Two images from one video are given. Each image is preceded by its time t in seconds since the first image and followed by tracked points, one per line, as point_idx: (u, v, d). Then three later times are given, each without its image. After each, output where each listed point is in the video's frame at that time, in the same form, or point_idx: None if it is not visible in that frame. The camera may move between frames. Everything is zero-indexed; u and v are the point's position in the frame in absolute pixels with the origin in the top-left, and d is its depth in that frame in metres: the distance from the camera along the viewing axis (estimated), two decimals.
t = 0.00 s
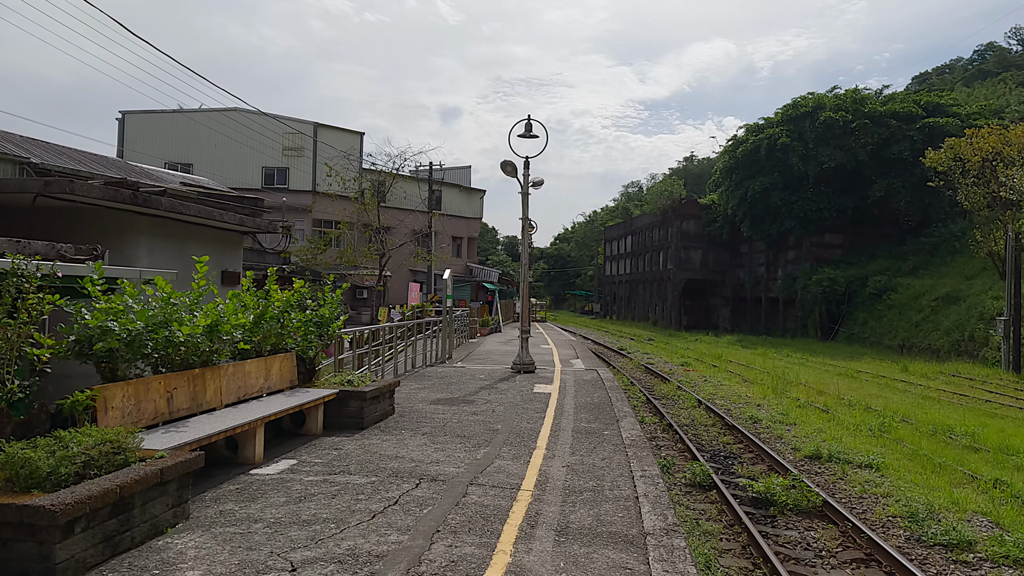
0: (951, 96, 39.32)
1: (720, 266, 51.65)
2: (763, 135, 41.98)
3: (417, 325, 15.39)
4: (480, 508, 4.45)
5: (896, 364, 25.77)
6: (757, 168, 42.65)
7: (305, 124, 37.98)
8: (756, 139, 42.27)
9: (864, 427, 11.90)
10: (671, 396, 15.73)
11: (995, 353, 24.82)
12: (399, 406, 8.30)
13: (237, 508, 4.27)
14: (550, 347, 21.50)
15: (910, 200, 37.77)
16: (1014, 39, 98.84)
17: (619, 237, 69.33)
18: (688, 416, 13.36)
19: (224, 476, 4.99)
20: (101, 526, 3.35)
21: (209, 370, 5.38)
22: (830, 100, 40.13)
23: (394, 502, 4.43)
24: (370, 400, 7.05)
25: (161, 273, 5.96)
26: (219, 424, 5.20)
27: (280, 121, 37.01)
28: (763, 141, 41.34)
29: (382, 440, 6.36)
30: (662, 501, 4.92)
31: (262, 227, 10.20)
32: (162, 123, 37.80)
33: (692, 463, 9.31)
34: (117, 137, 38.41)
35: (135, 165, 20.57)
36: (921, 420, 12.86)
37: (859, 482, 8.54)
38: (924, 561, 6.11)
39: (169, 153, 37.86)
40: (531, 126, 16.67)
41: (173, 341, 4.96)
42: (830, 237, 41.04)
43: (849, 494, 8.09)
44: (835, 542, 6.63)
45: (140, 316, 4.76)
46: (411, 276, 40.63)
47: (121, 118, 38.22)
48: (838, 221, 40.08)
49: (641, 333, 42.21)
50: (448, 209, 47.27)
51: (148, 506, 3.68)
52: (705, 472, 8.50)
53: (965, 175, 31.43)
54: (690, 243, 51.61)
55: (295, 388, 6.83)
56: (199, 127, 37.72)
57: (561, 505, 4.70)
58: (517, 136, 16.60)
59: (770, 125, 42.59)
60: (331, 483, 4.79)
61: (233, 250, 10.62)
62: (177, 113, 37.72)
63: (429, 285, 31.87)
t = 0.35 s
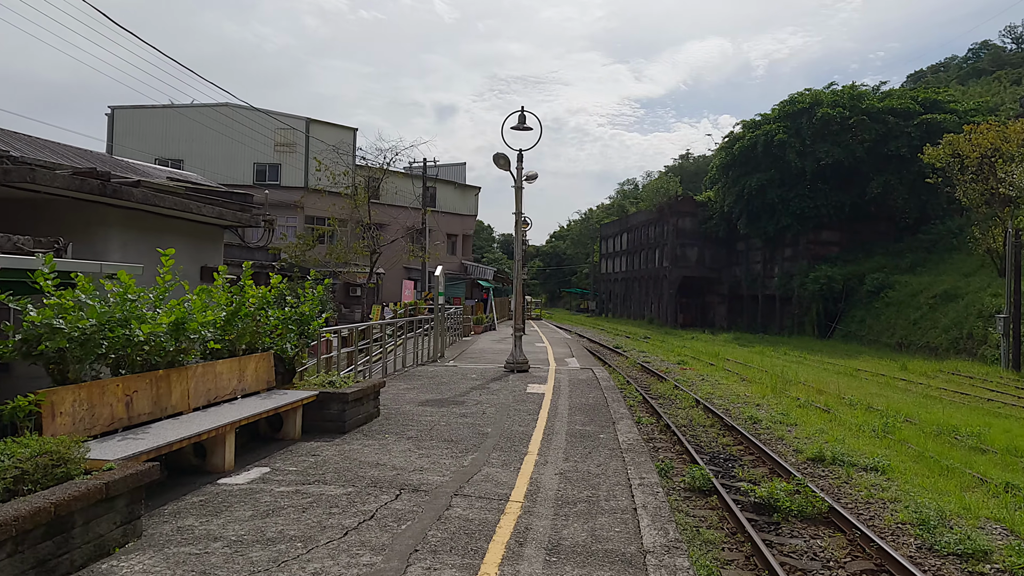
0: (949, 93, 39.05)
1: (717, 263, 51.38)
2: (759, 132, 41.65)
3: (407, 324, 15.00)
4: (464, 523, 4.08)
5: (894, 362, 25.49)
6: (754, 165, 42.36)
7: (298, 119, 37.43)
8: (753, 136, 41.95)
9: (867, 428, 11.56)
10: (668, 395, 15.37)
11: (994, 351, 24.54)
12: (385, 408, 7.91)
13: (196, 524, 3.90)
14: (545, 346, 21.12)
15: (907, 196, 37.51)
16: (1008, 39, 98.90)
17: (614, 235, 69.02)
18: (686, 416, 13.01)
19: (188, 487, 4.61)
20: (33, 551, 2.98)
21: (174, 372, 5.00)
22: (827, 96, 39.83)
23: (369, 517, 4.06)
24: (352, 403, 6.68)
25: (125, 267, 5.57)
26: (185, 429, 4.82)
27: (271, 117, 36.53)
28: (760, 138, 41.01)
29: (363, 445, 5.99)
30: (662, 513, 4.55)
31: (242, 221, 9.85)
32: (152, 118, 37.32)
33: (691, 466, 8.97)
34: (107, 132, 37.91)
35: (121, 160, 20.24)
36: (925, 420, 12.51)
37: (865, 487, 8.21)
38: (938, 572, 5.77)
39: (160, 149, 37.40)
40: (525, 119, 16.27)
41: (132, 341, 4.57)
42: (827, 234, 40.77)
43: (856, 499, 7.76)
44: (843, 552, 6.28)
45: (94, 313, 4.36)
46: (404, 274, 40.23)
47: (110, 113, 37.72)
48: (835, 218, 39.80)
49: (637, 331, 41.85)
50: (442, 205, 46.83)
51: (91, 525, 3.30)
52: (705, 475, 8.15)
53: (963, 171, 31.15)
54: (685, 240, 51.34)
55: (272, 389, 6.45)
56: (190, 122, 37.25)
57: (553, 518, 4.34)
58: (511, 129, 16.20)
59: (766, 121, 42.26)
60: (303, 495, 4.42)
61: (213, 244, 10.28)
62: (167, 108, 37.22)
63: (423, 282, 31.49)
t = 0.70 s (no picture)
0: (946, 88, 38.80)
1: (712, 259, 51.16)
2: (755, 127, 41.33)
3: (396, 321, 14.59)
4: (447, 542, 3.74)
5: (891, 358, 25.27)
6: (750, 160, 42.08)
7: (289, 114, 36.96)
8: (749, 130, 41.63)
9: (869, 428, 11.24)
10: (665, 394, 15.04)
11: (992, 347, 24.32)
12: (370, 411, 7.55)
13: (152, 546, 3.55)
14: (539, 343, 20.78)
15: (904, 191, 37.27)
16: (1001, 34, 99.05)
17: (609, 231, 68.76)
18: (683, 416, 12.69)
19: (148, 502, 4.26)
20: None
21: (136, 376, 4.64)
22: (824, 91, 39.56)
23: (343, 538, 3.71)
24: (334, 406, 6.32)
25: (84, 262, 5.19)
26: (147, 437, 4.46)
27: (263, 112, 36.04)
28: (756, 133, 40.69)
29: (343, 453, 5.63)
30: (663, 530, 4.21)
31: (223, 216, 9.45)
32: (141, 113, 36.74)
33: (690, 470, 8.64)
34: (94, 127, 37.31)
35: (107, 154, 19.84)
36: (928, 418, 12.19)
37: (871, 491, 7.91)
38: None
39: (148, 144, 36.84)
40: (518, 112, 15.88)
41: (84, 344, 4.21)
42: (824, 229, 40.54)
43: (861, 505, 7.45)
44: (851, 563, 5.95)
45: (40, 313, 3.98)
46: (398, 270, 39.84)
47: (98, 108, 37.15)
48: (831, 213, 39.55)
49: (633, 328, 41.56)
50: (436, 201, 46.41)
51: (25, 553, 2.95)
52: (704, 480, 7.83)
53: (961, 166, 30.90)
54: (681, 236, 51.07)
55: (247, 393, 6.10)
56: (179, 118, 36.72)
57: (544, 536, 4.00)
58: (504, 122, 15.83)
59: (762, 116, 41.93)
60: (274, 512, 4.07)
61: (192, 241, 9.92)
62: (156, 103, 36.68)
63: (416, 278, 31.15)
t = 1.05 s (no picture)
0: (944, 84, 38.56)
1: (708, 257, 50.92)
2: (752, 123, 41.02)
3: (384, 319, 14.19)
4: (429, 567, 3.39)
5: (890, 356, 25.02)
6: (746, 156, 41.78)
7: (281, 110, 36.46)
8: (745, 127, 41.32)
9: (873, 429, 10.91)
10: (662, 394, 14.69)
11: (992, 345, 24.08)
12: (355, 415, 7.19)
13: (98, 572, 3.19)
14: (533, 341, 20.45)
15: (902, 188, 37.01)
16: (996, 32, 99.02)
17: (605, 228, 68.46)
18: (681, 417, 12.36)
19: (102, 520, 3.91)
20: None
21: (94, 381, 4.28)
22: (821, 87, 39.28)
23: (313, 562, 3.35)
24: (314, 411, 5.96)
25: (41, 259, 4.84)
26: (103, 447, 4.10)
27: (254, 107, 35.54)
28: (753, 129, 40.37)
29: (323, 461, 5.27)
30: (666, 550, 3.86)
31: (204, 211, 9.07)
32: (130, 108, 36.25)
33: (690, 475, 8.30)
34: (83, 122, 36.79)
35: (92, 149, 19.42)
36: (933, 419, 11.87)
37: (878, 496, 7.59)
38: None
39: (138, 139, 36.36)
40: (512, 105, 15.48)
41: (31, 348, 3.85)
42: (821, 227, 40.28)
43: (870, 511, 7.12)
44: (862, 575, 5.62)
45: None
46: (391, 268, 39.44)
47: (87, 102, 36.62)
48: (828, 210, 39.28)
49: (629, 325, 41.29)
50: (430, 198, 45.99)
51: None
52: (706, 486, 7.49)
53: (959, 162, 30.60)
54: (677, 233, 50.76)
55: (222, 398, 5.74)
56: (170, 112, 36.23)
57: (538, 558, 3.65)
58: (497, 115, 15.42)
59: (759, 112, 41.62)
60: (239, 531, 3.71)
61: (171, 235, 9.58)
62: (146, 97, 36.18)
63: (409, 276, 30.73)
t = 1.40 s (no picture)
0: (940, 83, 38.35)
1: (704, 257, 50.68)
2: (748, 122, 40.74)
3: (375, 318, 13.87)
4: None
5: (888, 357, 24.73)
6: (742, 156, 41.47)
7: (274, 107, 35.90)
8: (741, 125, 41.03)
9: (878, 432, 10.59)
10: (660, 396, 14.34)
11: (991, 346, 23.82)
12: (338, 420, 6.81)
13: None
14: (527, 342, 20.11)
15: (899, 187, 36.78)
16: (989, 33, 99.21)
17: (600, 228, 68.21)
18: (680, 419, 12.01)
19: (46, 541, 3.53)
20: None
21: (43, 386, 3.91)
22: (817, 85, 38.98)
23: None
24: (292, 416, 5.59)
25: None
26: (51, 459, 3.73)
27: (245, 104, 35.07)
28: (749, 128, 40.09)
29: (299, 472, 4.90)
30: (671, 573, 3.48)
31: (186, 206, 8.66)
32: (119, 105, 35.81)
33: (691, 481, 7.94)
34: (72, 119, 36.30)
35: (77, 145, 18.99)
36: (937, 421, 11.54)
37: (888, 504, 7.25)
38: None
39: (127, 137, 35.95)
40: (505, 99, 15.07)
41: None
42: (817, 226, 40.04)
43: (880, 521, 6.79)
44: None
45: None
46: (385, 268, 39.05)
47: (75, 100, 36.11)
48: (825, 210, 39.03)
49: (624, 326, 40.99)
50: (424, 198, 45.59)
51: None
52: (708, 493, 7.14)
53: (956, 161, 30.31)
54: (673, 233, 50.51)
55: (192, 402, 5.37)
56: (160, 110, 35.76)
57: None
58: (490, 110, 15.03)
59: (754, 111, 41.34)
60: (197, 555, 3.34)
61: (146, 229, 9.33)
62: (136, 95, 35.71)
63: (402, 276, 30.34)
